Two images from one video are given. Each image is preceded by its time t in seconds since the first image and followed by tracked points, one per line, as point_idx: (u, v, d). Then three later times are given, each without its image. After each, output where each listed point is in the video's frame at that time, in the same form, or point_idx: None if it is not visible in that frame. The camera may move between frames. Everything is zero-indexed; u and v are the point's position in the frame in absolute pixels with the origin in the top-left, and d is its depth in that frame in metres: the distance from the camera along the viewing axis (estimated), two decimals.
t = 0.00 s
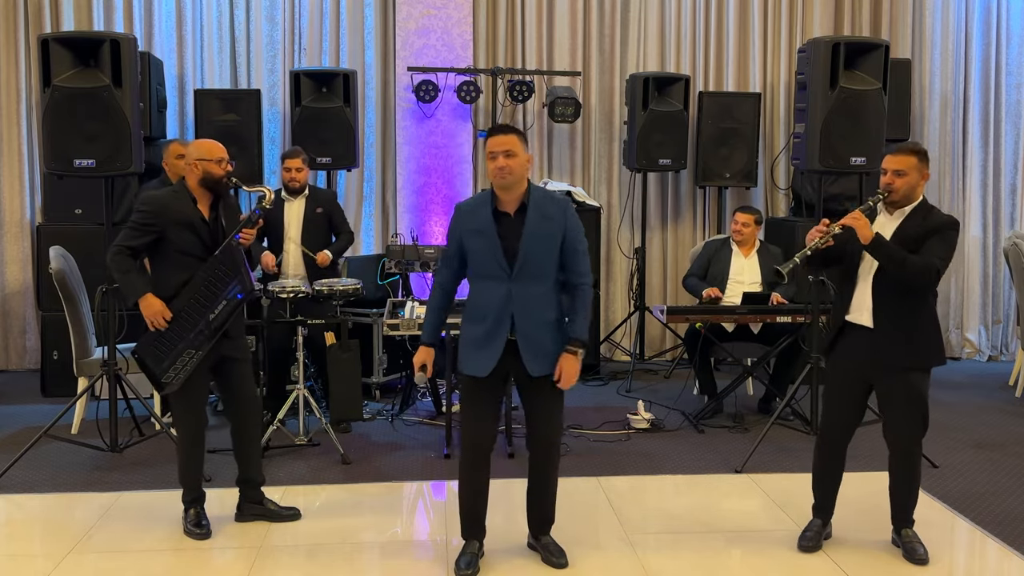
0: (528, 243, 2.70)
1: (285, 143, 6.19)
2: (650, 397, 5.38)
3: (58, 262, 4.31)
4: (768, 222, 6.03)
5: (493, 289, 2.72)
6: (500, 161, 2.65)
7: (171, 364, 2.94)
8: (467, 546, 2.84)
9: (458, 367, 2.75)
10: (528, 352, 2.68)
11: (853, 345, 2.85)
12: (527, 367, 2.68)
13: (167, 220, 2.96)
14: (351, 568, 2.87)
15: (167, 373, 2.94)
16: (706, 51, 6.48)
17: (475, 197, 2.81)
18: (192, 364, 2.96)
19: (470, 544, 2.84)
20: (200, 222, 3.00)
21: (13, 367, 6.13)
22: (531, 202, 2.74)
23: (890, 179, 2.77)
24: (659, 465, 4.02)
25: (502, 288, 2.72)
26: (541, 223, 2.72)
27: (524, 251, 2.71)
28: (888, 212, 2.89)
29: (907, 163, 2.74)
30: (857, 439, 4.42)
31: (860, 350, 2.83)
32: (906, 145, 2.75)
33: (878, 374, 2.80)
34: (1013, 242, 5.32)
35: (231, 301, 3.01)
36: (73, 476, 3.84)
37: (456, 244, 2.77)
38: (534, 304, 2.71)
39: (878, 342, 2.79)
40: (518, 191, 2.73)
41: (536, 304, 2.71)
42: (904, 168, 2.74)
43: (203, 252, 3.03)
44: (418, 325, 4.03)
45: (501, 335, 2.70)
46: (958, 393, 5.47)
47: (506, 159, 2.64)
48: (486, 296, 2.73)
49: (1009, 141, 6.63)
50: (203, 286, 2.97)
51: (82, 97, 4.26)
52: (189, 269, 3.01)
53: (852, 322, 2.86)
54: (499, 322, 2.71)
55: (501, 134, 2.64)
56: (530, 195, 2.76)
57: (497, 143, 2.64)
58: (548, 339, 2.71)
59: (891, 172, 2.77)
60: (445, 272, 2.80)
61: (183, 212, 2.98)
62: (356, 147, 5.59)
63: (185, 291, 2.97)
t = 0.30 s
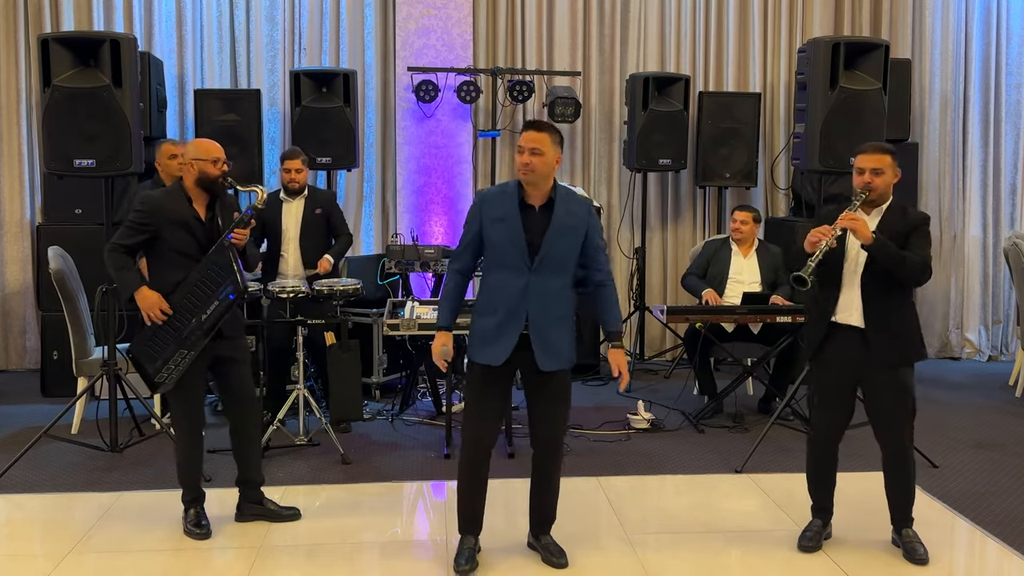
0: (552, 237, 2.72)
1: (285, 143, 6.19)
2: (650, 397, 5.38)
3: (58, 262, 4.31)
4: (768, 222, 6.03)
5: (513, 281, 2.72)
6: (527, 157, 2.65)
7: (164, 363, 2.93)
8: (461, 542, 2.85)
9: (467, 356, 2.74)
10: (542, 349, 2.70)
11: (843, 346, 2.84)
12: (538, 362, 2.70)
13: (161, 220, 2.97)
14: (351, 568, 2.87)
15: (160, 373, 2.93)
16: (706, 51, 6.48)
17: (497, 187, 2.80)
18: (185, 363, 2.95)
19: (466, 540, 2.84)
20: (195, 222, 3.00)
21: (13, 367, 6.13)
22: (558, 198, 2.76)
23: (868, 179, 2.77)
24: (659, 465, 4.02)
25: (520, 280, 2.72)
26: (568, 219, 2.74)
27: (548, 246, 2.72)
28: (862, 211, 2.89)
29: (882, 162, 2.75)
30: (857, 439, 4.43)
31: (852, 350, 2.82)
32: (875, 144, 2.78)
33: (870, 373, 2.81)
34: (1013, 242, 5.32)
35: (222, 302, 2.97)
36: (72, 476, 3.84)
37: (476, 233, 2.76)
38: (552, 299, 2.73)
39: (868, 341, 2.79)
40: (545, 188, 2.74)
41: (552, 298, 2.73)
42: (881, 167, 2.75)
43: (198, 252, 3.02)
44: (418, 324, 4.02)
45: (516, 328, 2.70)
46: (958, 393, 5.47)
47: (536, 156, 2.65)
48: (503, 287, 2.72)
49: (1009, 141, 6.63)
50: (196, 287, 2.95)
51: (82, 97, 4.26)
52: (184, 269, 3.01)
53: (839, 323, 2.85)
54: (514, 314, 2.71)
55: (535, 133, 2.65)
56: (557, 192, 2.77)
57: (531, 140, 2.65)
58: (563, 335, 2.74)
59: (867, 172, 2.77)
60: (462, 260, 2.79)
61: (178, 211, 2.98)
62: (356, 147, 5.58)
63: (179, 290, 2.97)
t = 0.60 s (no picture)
0: (549, 241, 2.75)
1: (285, 143, 6.19)
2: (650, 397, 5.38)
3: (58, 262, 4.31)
4: (768, 222, 6.02)
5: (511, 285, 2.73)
6: (532, 169, 2.65)
7: (157, 363, 2.94)
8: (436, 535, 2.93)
9: (471, 363, 2.74)
10: (546, 351, 2.70)
11: (836, 346, 2.82)
12: (542, 366, 2.70)
13: (158, 220, 2.98)
14: (351, 568, 2.86)
15: (154, 372, 2.94)
16: (706, 51, 6.48)
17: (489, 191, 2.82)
18: (178, 363, 2.95)
19: (440, 533, 2.89)
20: (192, 222, 3.00)
21: (13, 367, 6.14)
22: (550, 205, 2.81)
23: (851, 176, 2.78)
24: (659, 465, 4.02)
25: (520, 284, 2.73)
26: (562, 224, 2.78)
27: (545, 250, 2.74)
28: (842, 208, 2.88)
29: (860, 159, 2.77)
30: (857, 439, 4.43)
31: (845, 350, 2.81)
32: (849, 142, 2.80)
33: (863, 373, 2.81)
34: (1013, 242, 5.32)
35: (215, 303, 2.97)
36: (72, 476, 3.84)
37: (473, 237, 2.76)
38: (551, 302, 2.74)
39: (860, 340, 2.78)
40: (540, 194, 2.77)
41: (552, 301, 2.74)
42: (860, 165, 2.77)
43: (194, 252, 3.02)
44: (418, 325, 4.03)
45: (519, 331, 2.70)
46: (958, 393, 5.48)
47: (540, 171, 2.65)
48: (503, 290, 2.73)
49: (1009, 141, 6.63)
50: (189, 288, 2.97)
51: (82, 97, 4.25)
52: (180, 269, 3.01)
53: (830, 322, 2.82)
54: (515, 317, 2.71)
55: (544, 146, 2.64)
56: (549, 200, 2.82)
57: (537, 153, 2.64)
58: (564, 338, 2.75)
59: (847, 170, 2.78)
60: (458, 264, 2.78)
61: (175, 212, 2.98)
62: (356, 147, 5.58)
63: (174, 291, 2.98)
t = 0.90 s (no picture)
0: (518, 239, 2.75)
1: (285, 143, 6.19)
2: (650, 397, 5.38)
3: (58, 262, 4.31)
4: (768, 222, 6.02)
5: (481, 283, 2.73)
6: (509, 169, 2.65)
7: (162, 360, 2.93)
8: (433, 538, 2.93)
9: (445, 363, 2.73)
10: (519, 348, 2.71)
11: (836, 348, 2.80)
12: (519, 363, 2.71)
13: (163, 218, 2.98)
14: (351, 568, 2.86)
15: (158, 369, 2.93)
16: (706, 51, 6.48)
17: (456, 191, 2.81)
18: (182, 359, 2.95)
19: (436, 535, 2.90)
20: (195, 221, 3.00)
21: (13, 367, 6.14)
22: (519, 202, 2.80)
23: (841, 177, 2.79)
24: (659, 465, 4.02)
25: (490, 282, 2.73)
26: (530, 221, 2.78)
27: (514, 247, 2.74)
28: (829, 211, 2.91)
29: (845, 160, 2.79)
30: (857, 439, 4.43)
31: (845, 351, 2.80)
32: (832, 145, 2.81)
33: (862, 374, 2.81)
34: (1013, 242, 5.31)
35: (216, 302, 2.97)
36: (72, 476, 3.84)
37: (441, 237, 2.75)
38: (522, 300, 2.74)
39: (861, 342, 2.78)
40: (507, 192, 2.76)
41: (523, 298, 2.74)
42: (847, 166, 2.79)
43: (197, 251, 3.03)
44: (418, 325, 4.05)
45: (491, 330, 2.71)
46: (958, 393, 5.48)
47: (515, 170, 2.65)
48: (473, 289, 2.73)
49: (1009, 141, 6.63)
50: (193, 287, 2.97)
51: (82, 97, 4.25)
52: (184, 268, 3.01)
53: (830, 325, 2.82)
54: (487, 316, 2.71)
55: (514, 144, 2.63)
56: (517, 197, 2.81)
57: (506, 152, 2.63)
58: (535, 335, 2.76)
59: (835, 173, 2.79)
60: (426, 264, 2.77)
61: (179, 211, 2.98)
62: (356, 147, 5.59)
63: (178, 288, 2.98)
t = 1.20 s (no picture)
0: (500, 237, 2.75)
1: (285, 143, 6.19)
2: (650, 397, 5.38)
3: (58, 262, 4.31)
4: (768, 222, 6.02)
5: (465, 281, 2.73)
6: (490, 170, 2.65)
7: (170, 359, 2.93)
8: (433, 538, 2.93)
9: (434, 362, 2.73)
10: (506, 345, 2.71)
11: (836, 347, 2.80)
12: (505, 359, 2.71)
13: (178, 218, 2.99)
14: (351, 567, 2.86)
15: (167, 369, 2.93)
16: (706, 51, 6.48)
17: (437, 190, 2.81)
18: (190, 359, 2.95)
19: (436, 535, 2.90)
20: (208, 221, 3.00)
21: (13, 367, 6.14)
22: (501, 199, 2.80)
23: (837, 175, 2.81)
24: (659, 465, 4.02)
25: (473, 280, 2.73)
26: (512, 218, 2.78)
27: (496, 245, 2.74)
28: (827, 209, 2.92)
29: (840, 158, 2.80)
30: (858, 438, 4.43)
31: (846, 351, 2.80)
32: (826, 143, 2.83)
33: (864, 373, 2.80)
34: (1013, 242, 5.31)
35: (224, 303, 2.94)
36: (72, 476, 3.84)
37: (423, 236, 2.75)
38: (506, 297, 2.74)
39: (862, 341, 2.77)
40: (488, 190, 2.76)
41: (507, 295, 2.74)
42: (842, 164, 2.80)
43: (210, 251, 3.02)
44: (418, 325, 4.04)
45: (477, 327, 2.71)
46: (958, 393, 5.48)
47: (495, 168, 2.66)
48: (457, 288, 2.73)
49: (1009, 141, 6.63)
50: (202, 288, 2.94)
51: (81, 97, 4.24)
52: (195, 268, 3.01)
53: (830, 323, 2.82)
54: (473, 314, 2.71)
55: (489, 143, 2.65)
56: (499, 194, 2.81)
57: (483, 152, 2.64)
58: (522, 330, 2.76)
59: (831, 171, 2.80)
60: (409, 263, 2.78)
61: (194, 211, 2.99)
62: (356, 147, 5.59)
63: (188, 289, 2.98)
